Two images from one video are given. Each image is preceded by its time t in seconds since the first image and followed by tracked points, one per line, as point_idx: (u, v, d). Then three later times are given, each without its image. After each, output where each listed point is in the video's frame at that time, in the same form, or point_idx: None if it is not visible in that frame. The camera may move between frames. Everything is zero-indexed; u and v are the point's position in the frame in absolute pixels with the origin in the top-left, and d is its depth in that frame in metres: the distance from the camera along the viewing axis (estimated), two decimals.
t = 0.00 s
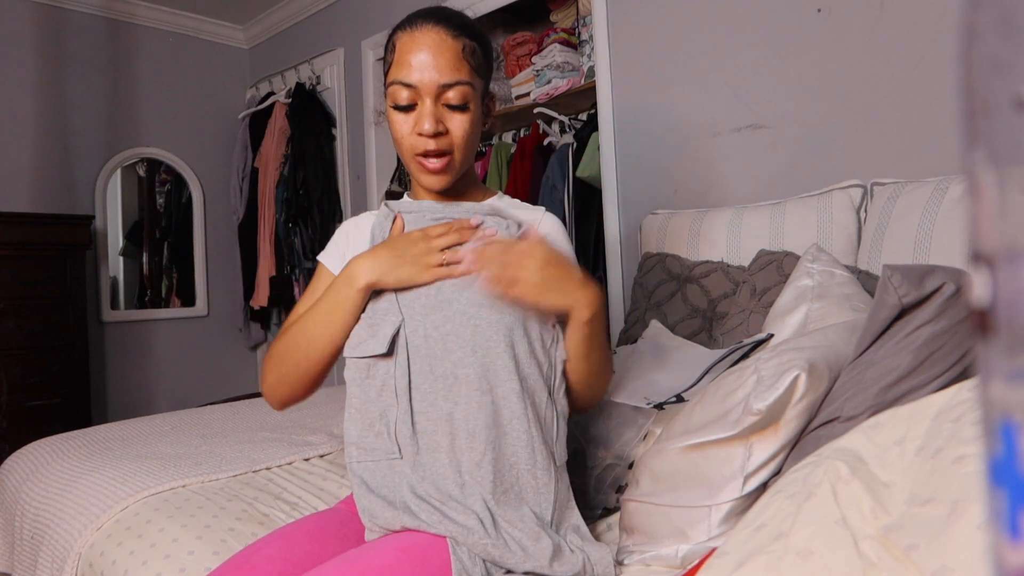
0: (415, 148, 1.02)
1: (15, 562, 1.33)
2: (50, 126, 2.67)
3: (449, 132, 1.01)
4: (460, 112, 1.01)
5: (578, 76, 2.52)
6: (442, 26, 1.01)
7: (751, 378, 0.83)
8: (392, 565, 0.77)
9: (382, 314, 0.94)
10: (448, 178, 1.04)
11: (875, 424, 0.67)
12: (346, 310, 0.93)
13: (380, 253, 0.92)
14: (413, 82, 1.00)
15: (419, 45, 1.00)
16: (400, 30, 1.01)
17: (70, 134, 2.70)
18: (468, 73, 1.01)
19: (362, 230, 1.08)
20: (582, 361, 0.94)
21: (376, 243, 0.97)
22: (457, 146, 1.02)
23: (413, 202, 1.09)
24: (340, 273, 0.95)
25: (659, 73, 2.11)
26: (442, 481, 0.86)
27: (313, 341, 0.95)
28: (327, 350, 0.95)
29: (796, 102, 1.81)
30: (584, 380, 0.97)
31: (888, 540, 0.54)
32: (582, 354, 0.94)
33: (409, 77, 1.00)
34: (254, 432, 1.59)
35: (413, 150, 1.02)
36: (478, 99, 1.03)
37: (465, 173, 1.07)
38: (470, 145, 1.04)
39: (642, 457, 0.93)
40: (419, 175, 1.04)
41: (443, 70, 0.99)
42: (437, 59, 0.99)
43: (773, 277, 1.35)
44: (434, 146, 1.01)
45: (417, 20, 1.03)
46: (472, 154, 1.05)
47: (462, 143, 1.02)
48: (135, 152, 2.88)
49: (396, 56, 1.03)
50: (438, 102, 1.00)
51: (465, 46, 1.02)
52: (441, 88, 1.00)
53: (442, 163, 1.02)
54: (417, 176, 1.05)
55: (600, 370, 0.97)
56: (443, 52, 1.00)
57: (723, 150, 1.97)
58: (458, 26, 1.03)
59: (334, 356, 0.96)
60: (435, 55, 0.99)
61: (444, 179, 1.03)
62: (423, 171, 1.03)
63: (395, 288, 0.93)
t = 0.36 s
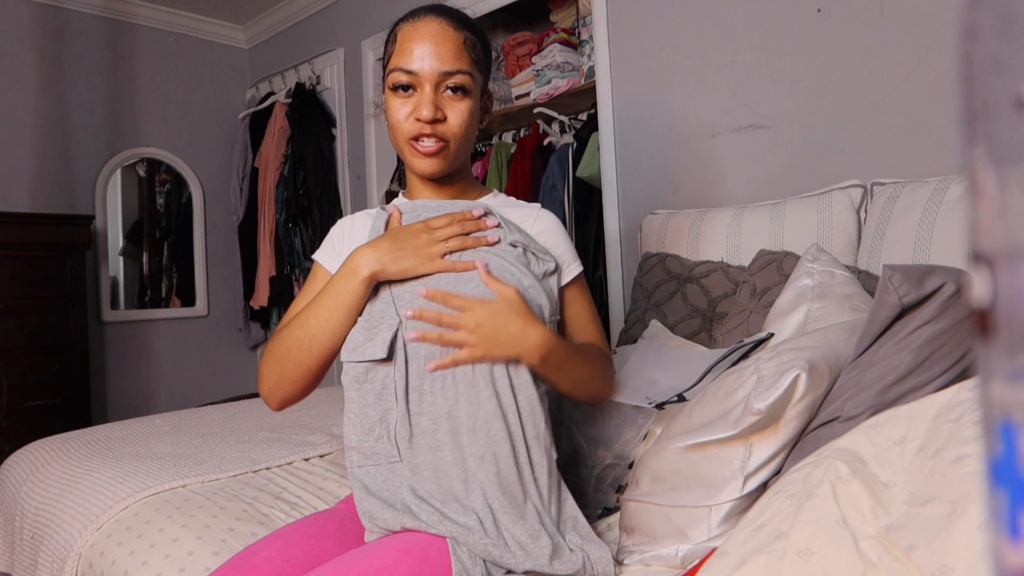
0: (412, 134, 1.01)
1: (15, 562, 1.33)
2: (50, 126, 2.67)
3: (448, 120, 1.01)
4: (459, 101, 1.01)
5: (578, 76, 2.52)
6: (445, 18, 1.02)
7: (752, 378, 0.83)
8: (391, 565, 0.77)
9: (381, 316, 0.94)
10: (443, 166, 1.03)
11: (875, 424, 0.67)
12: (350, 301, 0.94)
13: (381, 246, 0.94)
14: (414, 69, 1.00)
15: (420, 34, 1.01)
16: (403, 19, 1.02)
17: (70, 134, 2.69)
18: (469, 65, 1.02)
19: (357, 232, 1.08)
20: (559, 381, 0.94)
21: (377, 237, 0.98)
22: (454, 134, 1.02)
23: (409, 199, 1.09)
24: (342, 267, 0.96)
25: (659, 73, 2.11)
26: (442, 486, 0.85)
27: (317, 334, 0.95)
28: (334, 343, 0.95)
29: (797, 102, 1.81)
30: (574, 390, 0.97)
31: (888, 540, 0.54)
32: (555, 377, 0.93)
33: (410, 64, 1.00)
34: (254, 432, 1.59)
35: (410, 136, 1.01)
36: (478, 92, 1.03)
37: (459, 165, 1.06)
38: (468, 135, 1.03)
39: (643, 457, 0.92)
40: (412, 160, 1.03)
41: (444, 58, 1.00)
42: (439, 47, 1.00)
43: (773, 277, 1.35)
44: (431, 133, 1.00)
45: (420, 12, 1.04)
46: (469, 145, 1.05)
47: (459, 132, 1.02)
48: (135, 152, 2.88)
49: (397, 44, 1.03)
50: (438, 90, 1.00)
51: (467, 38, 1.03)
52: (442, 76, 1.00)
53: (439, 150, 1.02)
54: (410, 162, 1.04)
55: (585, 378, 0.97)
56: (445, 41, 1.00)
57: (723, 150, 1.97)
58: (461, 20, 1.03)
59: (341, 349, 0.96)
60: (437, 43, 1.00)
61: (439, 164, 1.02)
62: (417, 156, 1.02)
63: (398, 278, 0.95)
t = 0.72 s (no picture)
0: (414, 131, 1.01)
1: (15, 562, 1.33)
2: (50, 126, 2.67)
3: (449, 117, 1.01)
4: (461, 98, 1.01)
5: (578, 76, 2.53)
6: (446, 15, 1.02)
7: (752, 379, 0.83)
8: (391, 566, 0.77)
9: (383, 317, 0.93)
10: (445, 164, 1.03)
11: (874, 424, 0.67)
12: (351, 295, 0.94)
13: (382, 240, 0.94)
14: (416, 65, 1.00)
15: (422, 31, 1.01)
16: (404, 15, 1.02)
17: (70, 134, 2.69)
18: (470, 61, 1.02)
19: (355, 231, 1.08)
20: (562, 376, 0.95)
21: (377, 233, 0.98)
22: (455, 132, 1.02)
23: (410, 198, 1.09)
24: (342, 263, 0.96)
25: (659, 72, 2.11)
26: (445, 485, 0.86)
27: (320, 330, 0.95)
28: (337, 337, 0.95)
29: (797, 102, 1.81)
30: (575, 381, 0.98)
31: (888, 540, 0.54)
32: (561, 374, 0.94)
33: (412, 61, 1.00)
34: (254, 432, 1.59)
35: (412, 133, 1.01)
36: (479, 90, 1.03)
37: (461, 164, 1.06)
38: (469, 133, 1.03)
39: (642, 457, 0.92)
40: (413, 157, 1.03)
41: (446, 55, 1.00)
42: (440, 44, 1.00)
43: (773, 277, 1.35)
44: (434, 130, 1.00)
45: (421, 9, 1.04)
46: (470, 143, 1.05)
47: (461, 130, 1.02)
48: (135, 152, 2.88)
49: (398, 41, 1.03)
50: (440, 87, 1.00)
51: (467, 35, 1.03)
52: (443, 73, 1.00)
53: (440, 148, 1.02)
54: (411, 160, 1.04)
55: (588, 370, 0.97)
56: (447, 38, 1.00)
57: (723, 150, 1.97)
58: (461, 17, 1.04)
59: (344, 344, 0.96)
60: (438, 40, 1.00)
61: (440, 162, 1.02)
62: (418, 153, 1.02)
63: (398, 275, 0.95)
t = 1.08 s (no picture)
0: (413, 131, 1.01)
1: (15, 562, 1.33)
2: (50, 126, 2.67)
3: (449, 117, 1.00)
4: (461, 99, 1.01)
5: (578, 76, 2.53)
6: (448, 15, 1.02)
7: (752, 379, 0.83)
8: (392, 566, 0.77)
9: (381, 317, 0.93)
10: (443, 164, 1.03)
11: (875, 424, 0.67)
12: (348, 293, 0.94)
13: (374, 239, 0.94)
14: (417, 65, 1.00)
15: (424, 30, 1.01)
16: (407, 15, 1.02)
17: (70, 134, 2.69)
18: (471, 62, 1.02)
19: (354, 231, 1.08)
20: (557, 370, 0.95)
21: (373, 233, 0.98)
22: (455, 132, 1.01)
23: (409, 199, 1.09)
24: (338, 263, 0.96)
25: (659, 72, 2.11)
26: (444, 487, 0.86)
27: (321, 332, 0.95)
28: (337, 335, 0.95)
29: (797, 102, 1.81)
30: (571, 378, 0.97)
31: (888, 540, 0.54)
32: (558, 368, 0.95)
33: (413, 60, 1.00)
34: (254, 432, 1.59)
35: (410, 133, 1.01)
36: (480, 91, 1.03)
37: (459, 164, 1.06)
38: (469, 134, 1.03)
39: (642, 457, 0.92)
40: (412, 157, 1.03)
41: (448, 55, 1.00)
42: (442, 44, 1.00)
43: (773, 277, 1.35)
44: (433, 129, 1.00)
45: (424, 9, 1.04)
46: (469, 144, 1.05)
47: (460, 131, 1.02)
48: (135, 152, 2.89)
49: (400, 40, 1.03)
50: (441, 86, 1.00)
51: (469, 36, 1.03)
52: (444, 73, 1.00)
53: (440, 148, 1.02)
54: (410, 159, 1.03)
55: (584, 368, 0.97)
56: (448, 39, 1.00)
57: (723, 150, 1.97)
58: (463, 18, 1.04)
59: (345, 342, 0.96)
60: (440, 40, 1.00)
61: (438, 162, 1.02)
62: (418, 153, 1.02)
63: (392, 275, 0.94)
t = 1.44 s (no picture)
0: (414, 127, 1.01)
1: (16, 562, 1.33)
2: (50, 126, 2.67)
3: (449, 114, 1.00)
4: (462, 96, 1.01)
5: (578, 76, 2.53)
6: (449, 12, 1.02)
7: (752, 379, 0.83)
8: (392, 566, 0.77)
9: (378, 327, 0.92)
10: (443, 161, 1.03)
11: (875, 424, 0.68)
12: (307, 312, 0.97)
13: (305, 253, 0.98)
14: (417, 61, 1.00)
15: (424, 26, 1.01)
16: (408, 11, 1.02)
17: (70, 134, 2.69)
18: (472, 58, 1.02)
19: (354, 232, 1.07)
20: (587, 343, 0.96)
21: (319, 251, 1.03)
22: (455, 128, 1.01)
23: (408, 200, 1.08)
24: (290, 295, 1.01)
25: (659, 72, 2.11)
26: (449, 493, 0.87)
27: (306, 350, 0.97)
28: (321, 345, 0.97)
29: (797, 102, 1.81)
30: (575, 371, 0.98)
31: (888, 540, 0.54)
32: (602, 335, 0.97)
33: (413, 55, 1.00)
34: (253, 432, 1.59)
35: (411, 129, 1.01)
36: (480, 87, 1.03)
37: (460, 162, 1.06)
38: (468, 131, 1.03)
39: (643, 457, 0.92)
40: (413, 154, 1.03)
41: (448, 50, 1.00)
42: (443, 40, 1.00)
43: (773, 277, 1.35)
44: (433, 125, 1.00)
45: (425, 5, 1.04)
46: (469, 140, 1.05)
47: (460, 128, 1.02)
48: (135, 152, 2.89)
49: (401, 35, 1.03)
50: (441, 82, 1.00)
51: (470, 33, 1.03)
52: (445, 69, 1.00)
53: (440, 145, 1.02)
54: (410, 156, 1.03)
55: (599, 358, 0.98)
56: (449, 34, 1.00)
57: (723, 150, 1.96)
58: (464, 14, 1.04)
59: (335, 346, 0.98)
60: (441, 36, 1.00)
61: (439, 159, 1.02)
62: (418, 150, 1.02)
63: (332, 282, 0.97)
